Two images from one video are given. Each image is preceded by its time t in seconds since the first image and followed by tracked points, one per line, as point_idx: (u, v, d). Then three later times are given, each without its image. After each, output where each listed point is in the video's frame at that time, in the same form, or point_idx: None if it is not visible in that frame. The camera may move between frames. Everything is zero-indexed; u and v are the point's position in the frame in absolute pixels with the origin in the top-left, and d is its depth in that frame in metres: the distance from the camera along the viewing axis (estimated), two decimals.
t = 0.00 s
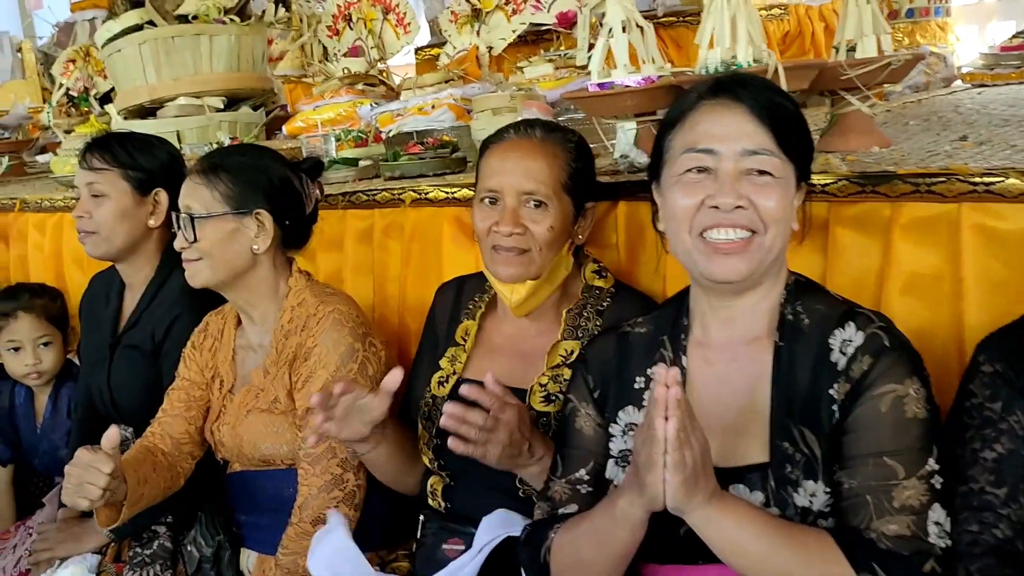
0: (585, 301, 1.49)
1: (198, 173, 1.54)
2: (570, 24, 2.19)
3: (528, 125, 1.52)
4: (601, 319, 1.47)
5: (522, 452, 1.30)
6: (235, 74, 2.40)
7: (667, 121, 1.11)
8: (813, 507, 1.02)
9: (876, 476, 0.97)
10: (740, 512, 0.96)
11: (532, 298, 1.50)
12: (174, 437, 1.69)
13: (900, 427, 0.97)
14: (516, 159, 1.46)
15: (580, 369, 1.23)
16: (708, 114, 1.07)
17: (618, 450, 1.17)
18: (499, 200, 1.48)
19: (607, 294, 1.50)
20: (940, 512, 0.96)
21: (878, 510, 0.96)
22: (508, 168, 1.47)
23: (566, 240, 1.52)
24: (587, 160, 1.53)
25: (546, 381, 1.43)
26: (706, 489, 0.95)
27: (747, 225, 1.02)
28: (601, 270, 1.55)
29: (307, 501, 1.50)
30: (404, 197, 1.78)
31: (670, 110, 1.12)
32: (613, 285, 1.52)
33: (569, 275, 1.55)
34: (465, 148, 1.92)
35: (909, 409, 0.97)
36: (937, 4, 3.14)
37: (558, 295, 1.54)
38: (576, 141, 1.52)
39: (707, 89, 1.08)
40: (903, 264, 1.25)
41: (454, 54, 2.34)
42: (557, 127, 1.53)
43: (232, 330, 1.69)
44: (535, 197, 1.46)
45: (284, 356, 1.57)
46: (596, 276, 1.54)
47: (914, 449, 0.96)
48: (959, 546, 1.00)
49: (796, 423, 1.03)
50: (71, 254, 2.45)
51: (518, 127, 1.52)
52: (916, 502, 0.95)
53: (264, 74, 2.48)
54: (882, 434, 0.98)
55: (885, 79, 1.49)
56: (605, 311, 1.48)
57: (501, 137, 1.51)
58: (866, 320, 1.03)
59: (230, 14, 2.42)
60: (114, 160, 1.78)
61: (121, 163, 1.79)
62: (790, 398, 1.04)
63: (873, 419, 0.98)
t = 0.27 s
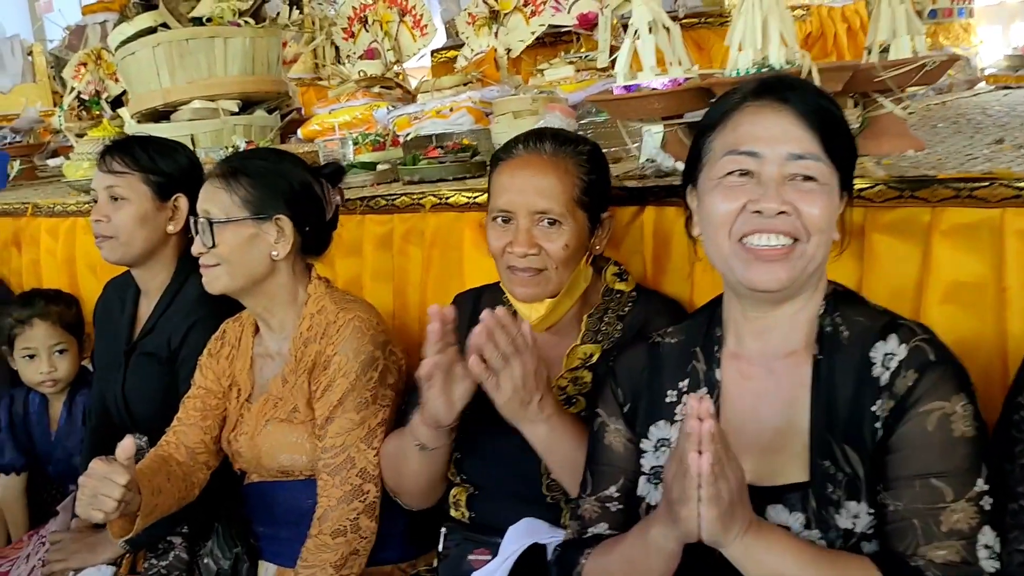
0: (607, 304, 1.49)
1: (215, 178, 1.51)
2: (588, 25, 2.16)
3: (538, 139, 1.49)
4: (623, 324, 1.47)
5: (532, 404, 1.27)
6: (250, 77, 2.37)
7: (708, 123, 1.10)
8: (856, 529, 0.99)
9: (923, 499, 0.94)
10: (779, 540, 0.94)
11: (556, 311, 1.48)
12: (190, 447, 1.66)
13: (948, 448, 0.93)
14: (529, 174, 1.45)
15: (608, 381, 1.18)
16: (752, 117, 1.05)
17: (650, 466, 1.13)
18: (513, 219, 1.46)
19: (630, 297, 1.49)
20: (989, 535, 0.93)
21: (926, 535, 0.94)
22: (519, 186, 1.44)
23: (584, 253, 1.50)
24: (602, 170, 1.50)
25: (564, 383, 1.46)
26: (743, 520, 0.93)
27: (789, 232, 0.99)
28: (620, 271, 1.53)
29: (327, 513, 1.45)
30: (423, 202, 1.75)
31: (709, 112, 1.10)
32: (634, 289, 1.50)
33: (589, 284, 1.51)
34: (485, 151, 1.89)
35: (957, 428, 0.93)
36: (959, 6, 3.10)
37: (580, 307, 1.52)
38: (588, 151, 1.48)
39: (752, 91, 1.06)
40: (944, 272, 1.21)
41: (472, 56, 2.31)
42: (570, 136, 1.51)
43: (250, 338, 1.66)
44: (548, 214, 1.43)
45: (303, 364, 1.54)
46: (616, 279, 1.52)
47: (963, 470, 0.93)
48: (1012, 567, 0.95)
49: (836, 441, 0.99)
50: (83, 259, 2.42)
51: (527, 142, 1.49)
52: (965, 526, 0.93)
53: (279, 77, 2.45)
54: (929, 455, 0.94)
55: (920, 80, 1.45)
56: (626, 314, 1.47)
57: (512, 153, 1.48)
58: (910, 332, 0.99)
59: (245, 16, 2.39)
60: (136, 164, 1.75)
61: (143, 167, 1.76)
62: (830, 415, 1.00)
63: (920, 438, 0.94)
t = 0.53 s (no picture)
0: (632, 309, 1.47)
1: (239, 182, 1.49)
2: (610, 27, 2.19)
3: (552, 147, 1.49)
4: (650, 328, 1.45)
5: (552, 381, 1.28)
6: (267, 80, 2.35)
7: (746, 125, 1.07)
8: (902, 549, 0.96)
9: (972, 517, 0.91)
10: (819, 562, 0.91)
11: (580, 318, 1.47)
12: (210, 455, 1.64)
13: (997, 464, 0.90)
14: (543, 184, 1.44)
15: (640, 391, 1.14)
16: (795, 119, 1.02)
17: (686, 482, 1.09)
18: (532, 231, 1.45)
19: (655, 301, 1.47)
20: None
21: (976, 555, 0.90)
22: (535, 196, 1.44)
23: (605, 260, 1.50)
24: (619, 175, 1.49)
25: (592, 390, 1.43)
26: (786, 546, 0.90)
27: (832, 239, 0.96)
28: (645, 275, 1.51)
29: (339, 519, 1.43)
30: (445, 207, 1.73)
31: (747, 116, 1.08)
32: (658, 293, 1.49)
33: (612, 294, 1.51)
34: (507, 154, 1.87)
35: (1006, 443, 0.90)
36: (982, 7, 3.06)
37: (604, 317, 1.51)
38: (605, 157, 1.48)
39: (795, 92, 1.04)
40: (984, 278, 1.18)
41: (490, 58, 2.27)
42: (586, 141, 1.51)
43: (271, 345, 1.64)
44: (565, 225, 1.42)
45: (325, 371, 1.52)
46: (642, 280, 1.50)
47: (1014, 487, 0.89)
48: None
49: (880, 457, 0.96)
50: (100, 264, 2.40)
51: (541, 151, 1.49)
52: (1017, 547, 0.88)
53: (296, 80, 2.43)
54: (978, 471, 0.91)
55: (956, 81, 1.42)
56: (652, 317, 1.45)
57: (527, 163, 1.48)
58: (955, 343, 0.96)
59: (262, 19, 2.37)
60: (160, 168, 1.74)
61: (166, 172, 1.75)
62: (873, 431, 0.97)
63: (968, 453, 0.91)
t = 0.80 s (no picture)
0: (671, 316, 1.43)
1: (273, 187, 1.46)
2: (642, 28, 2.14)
3: (583, 152, 1.46)
4: (688, 334, 1.40)
5: (582, 377, 1.29)
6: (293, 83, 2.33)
7: (801, 129, 1.03)
8: (969, 570, 0.92)
9: None
10: None
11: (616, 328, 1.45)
12: (240, 463, 1.62)
13: None
14: (574, 191, 1.41)
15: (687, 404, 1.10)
16: (854, 123, 0.99)
17: (737, 498, 1.05)
18: (564, 238, 1.43)
19: (694, 308, 1.42)
20: None
21: None
22: (567, 203, 1.41)
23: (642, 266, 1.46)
24: (654, 178, 1.45)
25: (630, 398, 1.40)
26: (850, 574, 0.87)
27: (894, 245, 0.92)
28: (685, 281, 1.47)
29: (374, 530, 1.41)
30: (479, 210, 1.71)
31: (802, 118, 1.04)
32: (698, 299, 1.44)
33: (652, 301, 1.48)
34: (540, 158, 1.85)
35: None
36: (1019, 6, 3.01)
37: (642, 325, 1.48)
38: (638, 160, 1.44)
39: (854, 95, 1.00)
40: None
41: (518, 60, 2.25)
42: (620, 144, 1.47)
43: (302, 352, 1.61)
44: (599, 232, 1.40)
45: (358, 379, 1.49)
46: (680, 288, 1.46)
47: None
48: None
49: (944, 474, 0.93)
50: (124, 268, 2.39)
51: (572, 157, 1.46)
52: None
53: (321, 83, 2.41)
54: None
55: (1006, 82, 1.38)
56: (690, 324, 1.41)
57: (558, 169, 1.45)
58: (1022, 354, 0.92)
59: (287, 21, 2.35)
60: (190, 172, 1.72)
61: (196, 175, 1.73)
62: (935, 446, 0.94)
63: None
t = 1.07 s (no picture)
0: (708, 326, 1.37)
1: (303, 195, 1.43)
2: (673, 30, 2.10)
3: (615, 158, 1.40)
4: (725, 343, 1.35)
5: (616, 382, 1.25)
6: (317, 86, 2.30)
7: (854, 135, 0.98)
8: None
9: None
10: None
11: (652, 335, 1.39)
12: (268, 474, 1.59)
13: None
14: (609, 199, 1.36)
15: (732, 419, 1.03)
16: (911, 129, 0.94)
17: (790, 518, 0.99)
18: (598, 246, 1.38)
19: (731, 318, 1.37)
20: None
21: None
22: (602, 211, 1.36)
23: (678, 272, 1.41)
24: (689, 183, 1.39)
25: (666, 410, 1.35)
26: None
27: (956, 258, 0.87)
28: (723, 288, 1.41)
29: (409, 543, 1.38)
30: (511, 216, 1.68)
31: (857, 123, 0.98)
32: (737, 308, 1.39)
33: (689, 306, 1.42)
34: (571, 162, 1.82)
35: None
36: None
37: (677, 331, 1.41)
38: (672, 167, 1.38)
39: (911, 98, 0.95)
40: None
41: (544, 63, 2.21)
42: (653, 148, 1.41)
43: (331, 361, 1.58)
44: (635, 240, 1.35)
45: (390, 389, 1.46)
46: (717, 298, 1.41)
47: None
48: None
49: (1012, 497, 0.88)
50: (147, 274, 2.37)
51: (605, 163, 1.40)
52: None
53: (344, 86, 2.38)
54: None
55: None
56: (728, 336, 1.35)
57: (590, 176, 1.40)
58: None
59: (310, 23, 2.32)
60: (218, 177, 1.71)
61: (224, 181, 1.72)
62: (1001, 467, 0.89)
63: None
